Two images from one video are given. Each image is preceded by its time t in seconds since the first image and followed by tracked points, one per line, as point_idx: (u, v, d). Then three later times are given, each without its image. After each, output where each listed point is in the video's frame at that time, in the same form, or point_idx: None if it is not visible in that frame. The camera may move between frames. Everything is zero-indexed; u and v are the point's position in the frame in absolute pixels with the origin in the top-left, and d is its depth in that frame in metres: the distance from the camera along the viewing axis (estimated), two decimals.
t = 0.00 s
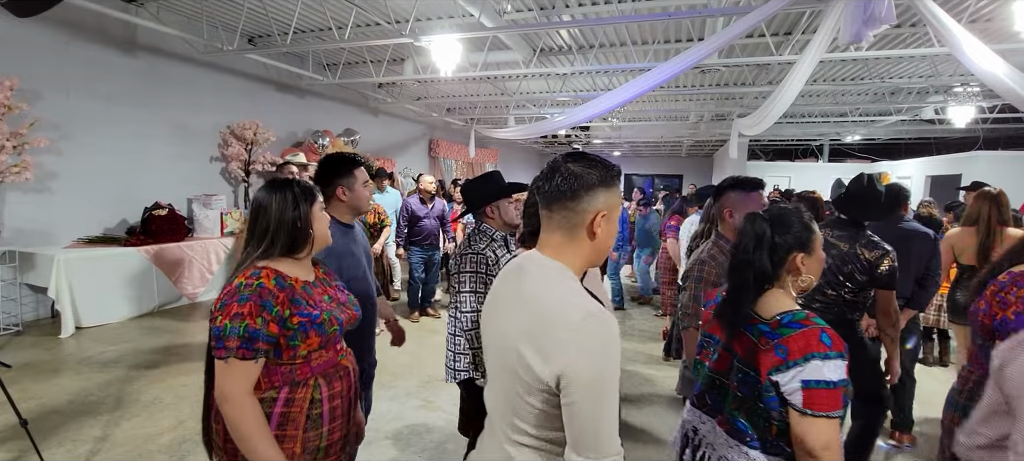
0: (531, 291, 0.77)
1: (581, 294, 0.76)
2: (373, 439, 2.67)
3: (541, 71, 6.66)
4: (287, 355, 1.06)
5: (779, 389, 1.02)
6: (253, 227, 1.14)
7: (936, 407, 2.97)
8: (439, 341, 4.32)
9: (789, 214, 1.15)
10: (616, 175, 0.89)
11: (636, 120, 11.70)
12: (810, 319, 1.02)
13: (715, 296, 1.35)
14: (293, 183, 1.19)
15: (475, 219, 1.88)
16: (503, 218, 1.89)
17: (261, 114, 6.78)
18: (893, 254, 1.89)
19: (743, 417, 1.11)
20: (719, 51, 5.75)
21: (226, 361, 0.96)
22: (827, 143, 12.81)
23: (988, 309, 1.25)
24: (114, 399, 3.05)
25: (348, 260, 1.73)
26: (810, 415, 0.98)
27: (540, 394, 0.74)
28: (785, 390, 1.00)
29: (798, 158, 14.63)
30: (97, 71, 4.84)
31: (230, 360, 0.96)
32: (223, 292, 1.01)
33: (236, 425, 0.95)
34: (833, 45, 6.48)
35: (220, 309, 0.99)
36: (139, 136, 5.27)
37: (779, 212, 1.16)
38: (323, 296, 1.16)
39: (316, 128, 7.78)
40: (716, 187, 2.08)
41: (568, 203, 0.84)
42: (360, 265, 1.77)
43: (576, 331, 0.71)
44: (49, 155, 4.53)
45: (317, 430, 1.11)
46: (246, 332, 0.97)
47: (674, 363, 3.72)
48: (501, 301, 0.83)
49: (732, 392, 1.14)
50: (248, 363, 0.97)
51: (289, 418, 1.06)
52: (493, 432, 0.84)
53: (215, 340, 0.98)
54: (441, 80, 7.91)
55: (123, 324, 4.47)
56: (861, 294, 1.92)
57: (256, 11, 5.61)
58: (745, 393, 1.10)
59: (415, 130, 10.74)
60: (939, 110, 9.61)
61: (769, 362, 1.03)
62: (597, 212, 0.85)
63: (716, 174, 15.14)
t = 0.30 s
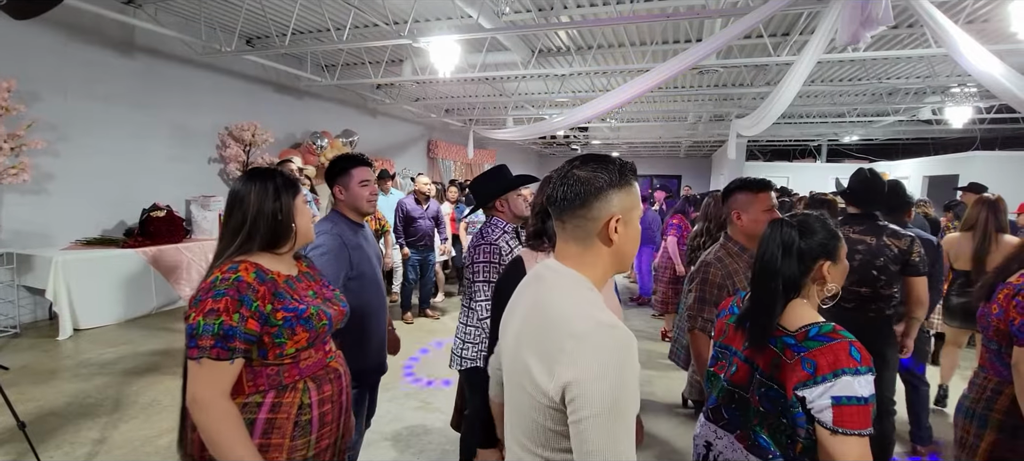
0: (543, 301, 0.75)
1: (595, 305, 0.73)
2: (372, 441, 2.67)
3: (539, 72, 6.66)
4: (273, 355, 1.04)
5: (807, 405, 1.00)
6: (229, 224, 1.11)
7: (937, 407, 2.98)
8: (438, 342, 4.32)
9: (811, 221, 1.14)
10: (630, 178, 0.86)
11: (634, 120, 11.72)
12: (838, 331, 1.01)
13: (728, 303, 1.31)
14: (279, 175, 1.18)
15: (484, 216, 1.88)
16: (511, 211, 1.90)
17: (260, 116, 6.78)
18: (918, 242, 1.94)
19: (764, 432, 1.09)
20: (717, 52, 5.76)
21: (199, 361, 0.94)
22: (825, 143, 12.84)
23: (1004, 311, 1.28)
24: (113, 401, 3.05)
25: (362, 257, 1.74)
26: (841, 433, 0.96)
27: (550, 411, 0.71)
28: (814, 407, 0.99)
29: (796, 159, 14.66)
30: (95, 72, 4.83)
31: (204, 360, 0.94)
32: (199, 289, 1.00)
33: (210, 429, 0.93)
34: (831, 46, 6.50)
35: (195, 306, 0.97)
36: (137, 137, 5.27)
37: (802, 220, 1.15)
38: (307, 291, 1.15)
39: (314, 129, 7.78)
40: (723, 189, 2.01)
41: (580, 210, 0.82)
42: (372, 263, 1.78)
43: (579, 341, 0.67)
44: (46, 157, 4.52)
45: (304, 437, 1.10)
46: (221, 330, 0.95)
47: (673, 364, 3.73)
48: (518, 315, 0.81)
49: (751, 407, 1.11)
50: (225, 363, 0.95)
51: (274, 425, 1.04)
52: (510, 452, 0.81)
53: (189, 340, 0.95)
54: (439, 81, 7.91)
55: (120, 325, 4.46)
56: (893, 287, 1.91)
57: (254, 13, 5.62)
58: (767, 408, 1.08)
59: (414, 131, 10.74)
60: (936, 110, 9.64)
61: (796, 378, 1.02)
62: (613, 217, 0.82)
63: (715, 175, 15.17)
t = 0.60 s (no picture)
0: (553, 300, 0.75)
1: (605, 303, 0.73)
2: (370, 442, 2.66)
3: (538, 73, 6.67)
4: (261, 366, 1.00)
5: (812, 407, 1.00)
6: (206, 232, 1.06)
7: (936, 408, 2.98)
8: (437, 343, 4.32)
9: (821, 220, 1.14)
10: (635, 170, 0.86)
11: (633, 121, 11.74)
12: (844, 332, 1.01)
13: (737, 307, 1.32)
14: (269, 188, 1.12)
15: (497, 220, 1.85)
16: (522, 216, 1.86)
17: (258, 117, 6.77)
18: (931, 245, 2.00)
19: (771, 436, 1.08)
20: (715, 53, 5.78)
21: (184, 373, 0.88)
22: (823, 144, 12.87)
23: (1013, 317, 1.32)
24: (110, 403, 3.04)
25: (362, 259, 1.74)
26: (845, 434, 0.95)
27: (564, 411, 0.71)
28: (819, 408, 0.98)
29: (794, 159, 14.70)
30: (93, 73, 4.82)
31: (189, 372, 0.88)
32: (182, 296, 0.94)
33: (194, 446, 0.89)
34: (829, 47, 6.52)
35: (179, 314, 0.92)
36: (135, 138, 5.26)
37: (810, 219, 1.14)
38: (294, 301, 1.11)
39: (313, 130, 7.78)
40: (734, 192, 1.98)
41: (586, 207, 0.81)
42: (369, 266, 1.77)
43: (593, 340, 0.68)
44: (44, 158, 4.51)
45: (293, 452, 1.05)
46: (211, 338, 0.90)
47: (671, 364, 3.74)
48: (526, 313, 0.81)
49: (757, 408, 1.12)
50: (212, 373, 0.90)
51: (261, 441, 0.99)
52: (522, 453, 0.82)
53: (171, 350, 0.90)
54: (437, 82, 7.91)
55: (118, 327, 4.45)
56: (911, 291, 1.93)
57: (252, 13, 5.61)
58: (773, 411, 1.08)
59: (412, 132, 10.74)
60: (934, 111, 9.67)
61: (802, 380, 1.02)
62: (619, 211, 0.81)
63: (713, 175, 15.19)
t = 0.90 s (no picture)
0: (576, 309, 0.75)
1: (628, 311, 0.74)
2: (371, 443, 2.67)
3: (538, 74, 6.67)
4: (268, 368, 0.99)
5: (828, 414, 1.01)
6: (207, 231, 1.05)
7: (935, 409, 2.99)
8: (437, 344, 4.33)
9: (831, 222, 1.14)
10: (648, 181, 0.87)
11: (632, 123, 11.76)
12: (858, 339, 1.01)
13: (745, 311, 1.32)
14: (275, 181, 1.10)
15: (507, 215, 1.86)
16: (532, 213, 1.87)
17: (258, 117, 6.77)
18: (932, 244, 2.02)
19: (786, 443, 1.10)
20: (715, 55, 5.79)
21: (188, 379, 0.88)
22: (823, 146, 12.90)
23: (1009, 321, 1.36)
24: (110, 404, 3.04)
25: (351, 270, 1.65)
26: (864, 442, 0.96)
27: (588, 419, 0.72)
28: (835, 415, 0.99)
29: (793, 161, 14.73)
30: (93, 74, 4.82)
31: (192, 377, 0.88)
32: (184, 298, 0.92)
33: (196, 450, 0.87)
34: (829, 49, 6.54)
35: (181, 318, 0.90)
36: (136, 138, 5.26)
37: (820, 220, 1.15)
38: (298, 299, 1.10)
39: (313, 131, 7.78)
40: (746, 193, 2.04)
41: (603, 218, 0.83)
42: (358, 277, 1.67)
43: (624, 348, 0.69)
44: (44, 158, 4.51)
45: (304, 451, 1.08)
46: (213, 342, 0.89)
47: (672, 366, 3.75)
48: (541, 320, 0.81)
49: (773, 414, 1.13)
50: (217, 378, 0.90)
51: (271, 444, 1.01)
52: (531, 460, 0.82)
53: (175, 354, 0.89)
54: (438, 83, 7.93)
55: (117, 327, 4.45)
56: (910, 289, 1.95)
57: (253, 14, 5.61)
58: (789, 417, 1.09)
59: (413, 133, 10.75)
60: (932, 114, 9.70)
61: (818, 386, 1.03)
62: (635, 222, 0.83)
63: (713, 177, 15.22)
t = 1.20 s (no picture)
0: (597, 303, 0.78)
1: (649, 305, 0.77)
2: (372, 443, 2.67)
3: (539, 75, 6.67)
4: (297, 379, 0.99)
5: (836, 412, 1.02)
6: (240, 234, 1.06)
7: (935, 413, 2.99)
8: (438, 345, 4.32)
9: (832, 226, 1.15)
10: (669, 180, 0.90)
11: (634, 125, 11.75)
12: (863, 338, 1.02)
13: (753, 316, 1.33)
14: (302, 185, 1.11)
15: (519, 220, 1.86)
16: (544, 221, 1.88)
17: (259, 117, 6.77)
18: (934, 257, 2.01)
19: (795, 440, 1.09)
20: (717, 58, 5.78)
21: (238, 392, 0.89)
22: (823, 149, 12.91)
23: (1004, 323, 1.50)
24: (110, 403, 3.04)
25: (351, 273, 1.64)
26: (870, 438, 0.98)
27: (608, 407, 0.75)
28: (843, 414, 1.01)
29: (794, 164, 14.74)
30: (95, 72, 4.83)
31: (242, 391, 0.90)
32: (226, 308, 0.93)
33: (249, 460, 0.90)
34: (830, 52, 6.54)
35: (224, 330, 0.91)
36: (137, 137, 5.26)
37: (819, 226, 1.15)
38: (327, 309, 1.11)
39: (313, 131, 7.77)
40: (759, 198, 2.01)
41: (628, 215, 0.84)
42: (357, 277, 1.65)
43: (644, 341, 0.71)
44: (45, 157, 4.51)
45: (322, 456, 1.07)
46: (260, 356, 0.91)
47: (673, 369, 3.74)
48: (564, 312, 0.84)
49: (782, 415, 1.13)
50: (263, 390, 0.92)
51: (292, 448, 0.99)
52: (554, 447, 0.85)
53: (220, 368, 0.89)
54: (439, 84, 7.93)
55: (117, 327, 4.44)
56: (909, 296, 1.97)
57: (255, 14, 5.62)
58: (797, 417, 1.09)
59: (414, 133, 10.75)
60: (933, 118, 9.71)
61: (825, 386, 1.03)
62: (658, 220, 0.85)
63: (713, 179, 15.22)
